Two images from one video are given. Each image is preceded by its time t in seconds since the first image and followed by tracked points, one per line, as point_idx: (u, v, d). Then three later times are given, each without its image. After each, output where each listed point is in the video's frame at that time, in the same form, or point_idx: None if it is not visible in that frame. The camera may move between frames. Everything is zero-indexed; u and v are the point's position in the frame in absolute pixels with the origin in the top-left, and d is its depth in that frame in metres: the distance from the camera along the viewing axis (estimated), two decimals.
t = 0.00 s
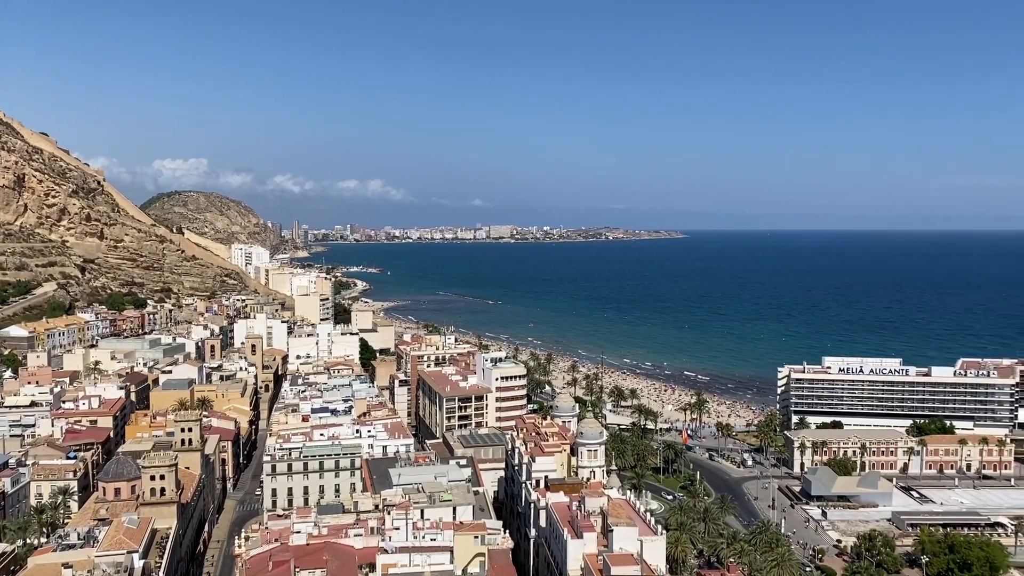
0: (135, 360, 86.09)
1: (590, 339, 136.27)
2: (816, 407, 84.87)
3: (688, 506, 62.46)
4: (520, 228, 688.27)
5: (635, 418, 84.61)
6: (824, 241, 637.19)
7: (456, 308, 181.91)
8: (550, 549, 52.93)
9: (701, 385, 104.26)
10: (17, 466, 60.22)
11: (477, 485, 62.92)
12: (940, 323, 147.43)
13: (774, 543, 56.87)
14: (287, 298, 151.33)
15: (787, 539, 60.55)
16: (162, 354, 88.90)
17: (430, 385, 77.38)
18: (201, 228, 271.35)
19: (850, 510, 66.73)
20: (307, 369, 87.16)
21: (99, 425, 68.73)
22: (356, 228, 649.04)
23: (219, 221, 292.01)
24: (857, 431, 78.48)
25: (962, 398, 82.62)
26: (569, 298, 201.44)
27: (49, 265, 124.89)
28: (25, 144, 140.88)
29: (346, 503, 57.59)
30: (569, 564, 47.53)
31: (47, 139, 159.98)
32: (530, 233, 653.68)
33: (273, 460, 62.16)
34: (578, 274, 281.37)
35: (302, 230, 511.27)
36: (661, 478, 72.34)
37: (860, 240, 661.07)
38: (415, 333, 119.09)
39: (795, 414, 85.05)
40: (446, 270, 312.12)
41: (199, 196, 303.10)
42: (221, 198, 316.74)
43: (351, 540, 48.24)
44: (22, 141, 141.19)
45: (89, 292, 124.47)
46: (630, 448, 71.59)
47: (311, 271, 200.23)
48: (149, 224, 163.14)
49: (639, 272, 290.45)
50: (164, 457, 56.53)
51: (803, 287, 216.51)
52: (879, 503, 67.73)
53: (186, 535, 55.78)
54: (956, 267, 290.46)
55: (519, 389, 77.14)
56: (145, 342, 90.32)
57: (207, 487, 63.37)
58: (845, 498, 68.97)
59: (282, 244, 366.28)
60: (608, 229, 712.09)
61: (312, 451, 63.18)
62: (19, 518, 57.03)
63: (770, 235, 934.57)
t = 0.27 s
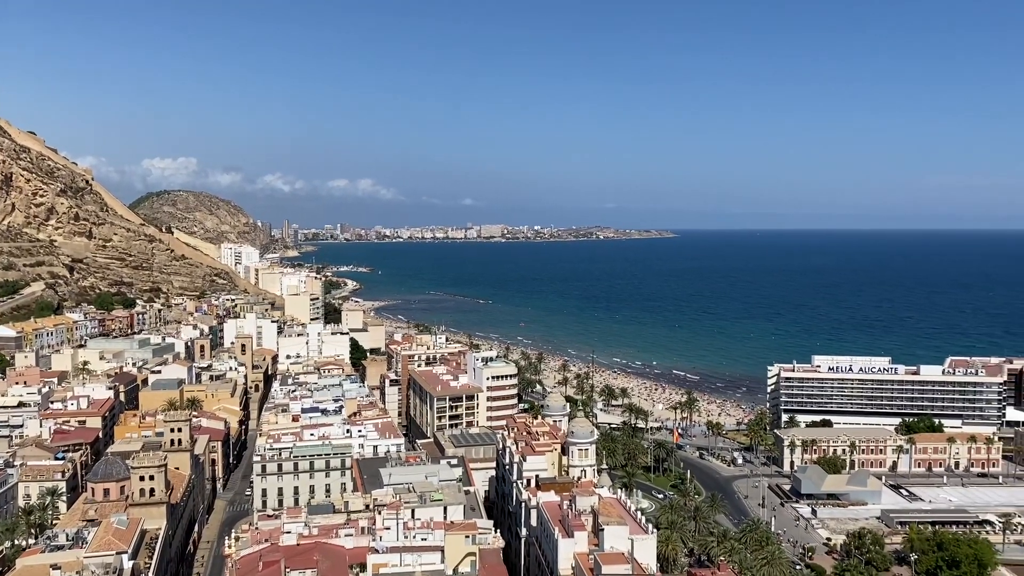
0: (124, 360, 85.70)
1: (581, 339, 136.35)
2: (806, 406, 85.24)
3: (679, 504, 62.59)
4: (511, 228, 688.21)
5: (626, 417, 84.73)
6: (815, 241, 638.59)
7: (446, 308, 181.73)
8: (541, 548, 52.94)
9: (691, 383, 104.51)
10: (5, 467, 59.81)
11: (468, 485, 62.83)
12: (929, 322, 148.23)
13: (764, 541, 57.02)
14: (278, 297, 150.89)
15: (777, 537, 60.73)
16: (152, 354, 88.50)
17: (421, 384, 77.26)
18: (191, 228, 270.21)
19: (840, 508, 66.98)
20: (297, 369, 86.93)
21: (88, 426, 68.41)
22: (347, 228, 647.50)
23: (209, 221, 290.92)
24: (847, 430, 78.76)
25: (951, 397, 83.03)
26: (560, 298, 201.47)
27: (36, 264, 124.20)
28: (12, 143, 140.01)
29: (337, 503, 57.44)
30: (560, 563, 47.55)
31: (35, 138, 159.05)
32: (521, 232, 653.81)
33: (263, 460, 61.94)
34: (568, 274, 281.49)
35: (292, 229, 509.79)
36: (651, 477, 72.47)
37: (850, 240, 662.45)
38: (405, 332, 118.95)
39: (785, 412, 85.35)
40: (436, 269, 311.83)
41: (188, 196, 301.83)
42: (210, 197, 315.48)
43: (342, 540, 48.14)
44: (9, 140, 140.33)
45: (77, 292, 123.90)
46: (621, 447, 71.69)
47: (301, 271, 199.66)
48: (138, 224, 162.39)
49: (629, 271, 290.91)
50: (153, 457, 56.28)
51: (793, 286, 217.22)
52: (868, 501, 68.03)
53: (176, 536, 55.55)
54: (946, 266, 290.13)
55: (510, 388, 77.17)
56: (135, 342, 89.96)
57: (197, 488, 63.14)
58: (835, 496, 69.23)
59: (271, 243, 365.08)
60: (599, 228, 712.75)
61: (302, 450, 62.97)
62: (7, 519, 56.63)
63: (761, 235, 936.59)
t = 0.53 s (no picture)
0: (113, 360, 85.38)
1: (572, 338, 136.52)
2: (796, 404, 85.54)
3: (670, 503, 62.69)
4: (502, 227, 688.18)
5: (617, 416, 84.89)
6: (805, 240, 641.35)
7: (438, 307, 181.64)
8: (532, 547, 52.96)
9: (682, 382, 104.78)
10: None
11: (460, 484, 62.75)
12: (918, 320, 148.99)
13: (755, 538, 57.15)
14: (268, 297, 150.42)
15: (767, 535, 60.88)
16: (141, 353, 88.15)
17: (412, 383, 77.17)
18: (180, 227, 269.16)
19: (830, 506, 67.25)
20: (288, 368, 86.77)
21: (77, 425, 68.05)
22: (338, 227, 646.18)
23: (199, 220, 289.93)
24: (837, 428, 79.09)
25: (940, 395, 83.46)
26: (552, 297, 201.61)
27: (24, 264, 123.55)
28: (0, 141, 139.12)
29: (328, 502, 57.28)
30: (551, 561, 47.53)
31: (24, 137, 157.98)
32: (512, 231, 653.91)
33: (253, 459, 61.75)
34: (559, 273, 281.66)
35: (282, 228, 508.36)
36: (642, 476, 72.59)
37: (840, 239, 664.79)
38: (397, 331, 118.86)
39: (775, 411, 85.63)
40: (427, 268, 311.69)
41: (178, 194, 300.69)
42: (201, 196, 314.38)
43: (333, 539, 48.07)
44: None
45: (66, 291, 123.34)
46: (612, 446, 71.83)
47: (292, 270, 199.19)
48: (127, 223, 161.63)
49: (620, 270, 291.47)
50: (143, 456, 56.05)
51: (783, 285, 218.08)
52: (858, 499, 68.33)
53: (166, 536, 55.36)
54: (933, 264, 289.29)
55: (501, 387, 77.19)
56: (124, 342, 89.54)
57: (187, 488, 62.90)
58: (824, 494, 69.52)
59: (262, 242, 364.00)
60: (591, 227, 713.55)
61: (293, 450, 62.79)
62: None
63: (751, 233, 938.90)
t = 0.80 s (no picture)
0: (103, 359, 85.02)
1: (563, 337, 136.63)
2: (787, 402, 85.86)
3: (661, 501, 62.79)
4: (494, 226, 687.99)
5: (608, 415, 85.04)
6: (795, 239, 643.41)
7: (429, 306, 181.50)
8: (524, 546, 52.99)
9: (673, 381, 105.00)
10: None
11: (451, 483, 62.69)
12: (907, 318, 149.72)
13: (745, 537, 57.32)
14: (259, 296, 150.08)
15: (757, 533, 61.04)
16: (131, 353, 87.78)
17: (404, 382, 77.08)
18: (170, 226, 267.99)
19: (820, 504, 67.53)
20: (278, 368, 86.55)
21: (66, 426, 67.72)
22: (329, 226, 644.72)
23: (189, 219, 288.69)
24: (827, 426, 79.43)
25: (930, 393, 83.89)
26: (543, 296, 201.78)
27: (13, 263, 122.87)
28: None
29: (319, 502, 57.18)
30: (543, 560, 47.57)
31: (12, 135, 156.88)
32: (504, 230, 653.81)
33: (244, 459, 61.59)
34: (551, 272, 281.94)
35: (273, 227, 506.87)
36: (633, 474, 72.75)
37: (831, 239, 667.41)
38: (388, 331, 118.73)
39: (766, 409, 85.90)
40: (418, 267, 311.49)
41: (168, 193, 299.36)
42: (191, 194, 313.13)
43: (324, 539, 47.98)
44: None
45: (55, 291, 122.76)
46: (603, 445, 71.94)
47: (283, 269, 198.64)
48: (116, 222, 160.84)
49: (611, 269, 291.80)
50: (133, 456, 55.78)
51: (774, 284, 218.88)
52: (848, 497, 68.62)
53: (156, 536, 55.15)
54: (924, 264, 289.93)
55: (493, 387, 77.20)
56: (114, 341, 89.14)
57: (177, 488, 62.71)
58: (815, 492, 69.81)
59: (252, 241, 362.75)
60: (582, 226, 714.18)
61: (284, 450, 62.62)
62: None
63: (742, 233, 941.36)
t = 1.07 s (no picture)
0: (93, 359, 84.69)
1: (555, 336, 136.64)
2: (778, 401, 86.21)
3: (652, 500, 62.86)
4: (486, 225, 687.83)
5: (600, 413, 85.15)
6: (787, 238, 645.30)
7: (421, 305, 181.31)
8: (516, 544, 53.04)
9: (664, 379, 105.21)
10: None
11: (443, 482, 62.68)
12: (897, 317, 150.48)
13: (737, 535, 57.47)
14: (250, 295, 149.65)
15: (748, 531, 61.22)
16: (121, 352, 87.43)
17: (395, 382, 77.00)
18: (160, 225, 267.01)
19: (811, 502, 67.81)
20: (270, 367, 86.38)
21: (56, 426, 67.43)
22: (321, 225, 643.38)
23: (179, 218, 287.54)
24: (818, 424, 79.76)
25: (919, 392, 84.32)
26: (535, 295, 201.80)
27: (2, 263, 122.29)
28: None
29: (311, 501, 57.06)
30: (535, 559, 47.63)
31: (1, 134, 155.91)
32: (496, 229, 653.72)
33: (235, 459, 61.41)
34: (543, 271, 282.09)
35: (264, 227, 505.52)
36: (625, 473, 72.90)
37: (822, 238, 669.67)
38: (380, 330, 118.58)
39: (757, 407, 86.16)
40: (411, 266, 311.10)
41: (158, 192, 298.22)
42: (181, 193, 311.97)
43: (316, 538, 47.93)
44: None
45: (44, 290, 122.25)
46: (595, 443, 72.03)
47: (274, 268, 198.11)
48: (106, 221, 160.11)
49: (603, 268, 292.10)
50: (123, 456, 55.46)
51: (766, 282, 219.57)
52: (839, 495, 68.92)
53: (147, 536, 54.98)
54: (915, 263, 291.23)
55: (485, 385, 77.18)
56: (103, 341, 88.75)
57: (168, 488, 62.52)
58: (805, 490, 70.06)
59: (243, 240, 361.49)
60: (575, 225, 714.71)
61: (275, 449, 62.44)
62: None
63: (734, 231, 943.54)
